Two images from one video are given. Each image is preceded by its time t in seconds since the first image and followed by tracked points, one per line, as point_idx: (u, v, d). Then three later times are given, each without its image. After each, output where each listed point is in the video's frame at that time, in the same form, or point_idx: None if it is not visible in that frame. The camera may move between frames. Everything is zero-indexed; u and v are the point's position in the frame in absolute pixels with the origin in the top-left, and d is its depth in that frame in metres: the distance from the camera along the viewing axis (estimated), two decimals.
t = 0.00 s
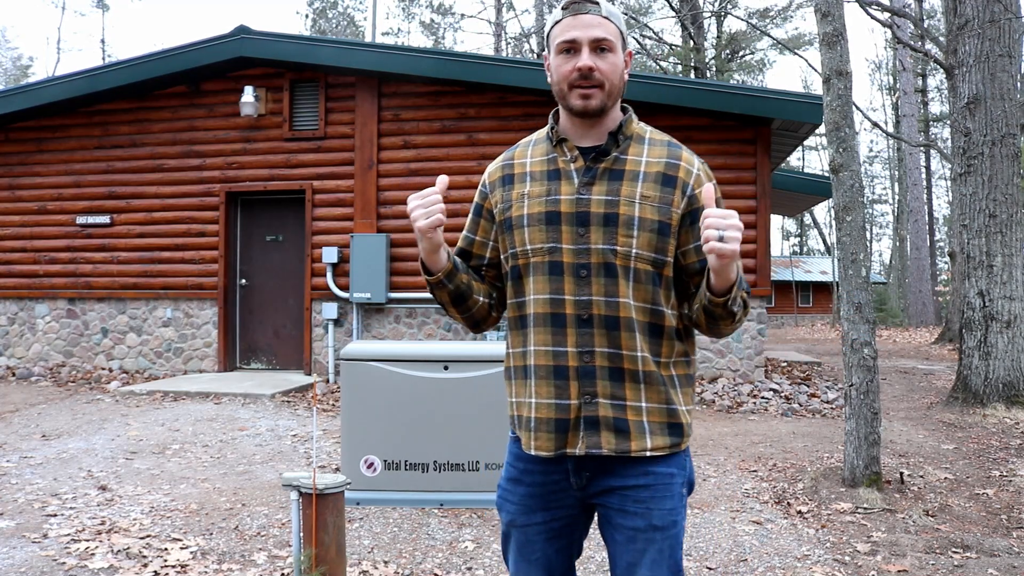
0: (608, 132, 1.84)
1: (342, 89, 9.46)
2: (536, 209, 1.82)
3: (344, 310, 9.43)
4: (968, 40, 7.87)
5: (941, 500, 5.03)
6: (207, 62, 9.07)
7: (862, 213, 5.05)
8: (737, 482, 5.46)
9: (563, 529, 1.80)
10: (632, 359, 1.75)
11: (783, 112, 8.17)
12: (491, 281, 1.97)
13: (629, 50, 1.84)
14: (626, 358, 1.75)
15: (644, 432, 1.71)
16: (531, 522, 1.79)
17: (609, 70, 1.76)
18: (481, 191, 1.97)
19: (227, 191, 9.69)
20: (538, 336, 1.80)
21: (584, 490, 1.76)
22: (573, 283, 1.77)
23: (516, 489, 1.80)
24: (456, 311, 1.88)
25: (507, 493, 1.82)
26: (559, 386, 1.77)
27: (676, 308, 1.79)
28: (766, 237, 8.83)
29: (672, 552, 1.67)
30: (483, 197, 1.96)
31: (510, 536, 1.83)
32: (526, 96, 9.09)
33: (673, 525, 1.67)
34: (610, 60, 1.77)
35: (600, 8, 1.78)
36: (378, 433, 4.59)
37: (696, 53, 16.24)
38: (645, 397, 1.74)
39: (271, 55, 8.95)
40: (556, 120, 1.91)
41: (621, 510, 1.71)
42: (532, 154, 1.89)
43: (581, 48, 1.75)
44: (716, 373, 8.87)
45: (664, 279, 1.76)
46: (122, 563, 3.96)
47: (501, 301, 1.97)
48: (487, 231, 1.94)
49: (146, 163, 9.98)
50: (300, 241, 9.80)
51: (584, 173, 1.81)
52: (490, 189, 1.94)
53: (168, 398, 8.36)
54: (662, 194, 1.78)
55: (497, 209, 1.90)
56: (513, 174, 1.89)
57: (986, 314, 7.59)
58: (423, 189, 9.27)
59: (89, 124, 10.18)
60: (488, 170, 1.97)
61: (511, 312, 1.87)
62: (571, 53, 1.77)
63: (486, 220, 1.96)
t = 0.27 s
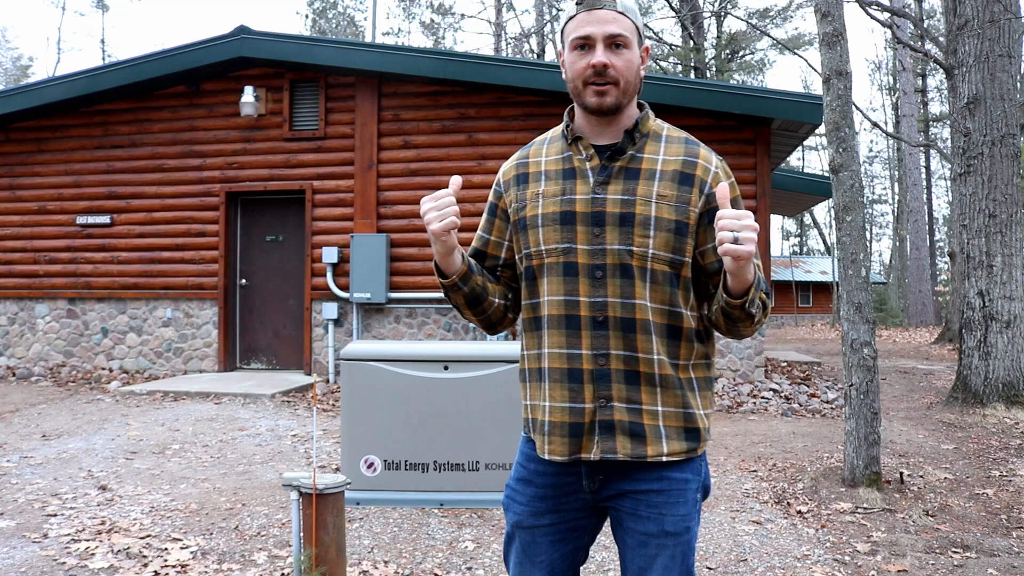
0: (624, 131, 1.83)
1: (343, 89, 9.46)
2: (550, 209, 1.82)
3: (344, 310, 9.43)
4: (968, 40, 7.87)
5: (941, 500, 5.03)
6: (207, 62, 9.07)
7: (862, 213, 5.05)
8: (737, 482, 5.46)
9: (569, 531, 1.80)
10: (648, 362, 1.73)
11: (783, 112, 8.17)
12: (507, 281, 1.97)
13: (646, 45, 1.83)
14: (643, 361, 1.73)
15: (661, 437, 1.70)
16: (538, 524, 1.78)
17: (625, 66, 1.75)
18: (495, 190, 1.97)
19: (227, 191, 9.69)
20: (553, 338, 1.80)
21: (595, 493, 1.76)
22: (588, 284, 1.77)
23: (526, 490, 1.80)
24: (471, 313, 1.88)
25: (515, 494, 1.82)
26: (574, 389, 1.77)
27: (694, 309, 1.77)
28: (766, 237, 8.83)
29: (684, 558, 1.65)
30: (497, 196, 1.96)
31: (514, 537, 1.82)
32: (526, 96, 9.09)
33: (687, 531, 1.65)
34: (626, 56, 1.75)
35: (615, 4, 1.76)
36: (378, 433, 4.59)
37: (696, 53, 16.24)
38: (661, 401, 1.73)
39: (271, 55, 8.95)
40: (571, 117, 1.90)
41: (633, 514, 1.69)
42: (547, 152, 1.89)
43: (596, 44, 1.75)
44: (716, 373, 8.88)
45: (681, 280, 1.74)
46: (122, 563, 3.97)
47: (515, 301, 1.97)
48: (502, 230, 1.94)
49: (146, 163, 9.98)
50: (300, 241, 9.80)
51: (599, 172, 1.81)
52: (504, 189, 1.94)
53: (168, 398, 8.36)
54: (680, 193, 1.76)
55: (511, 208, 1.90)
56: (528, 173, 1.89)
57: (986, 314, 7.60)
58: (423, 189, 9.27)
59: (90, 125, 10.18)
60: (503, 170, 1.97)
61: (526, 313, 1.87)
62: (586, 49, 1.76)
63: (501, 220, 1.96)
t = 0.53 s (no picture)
0: (636, 128, 1.82)
1: (343, 89, 9.46)
2: (561, 209, 1.82)
3: (344, 310, 9.43)
4: (968, 40, 7.87)
5: (941, 500, 5.03)
6: (207, 62, 9.07)
7: (862, 213, 5.04)
8: (737, 482, 5.46)
9: (576, 532, 1.80)
10: (661, 365, 1.72)
11: (783, 112, 8.17)
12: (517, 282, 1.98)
13: (657, 40, 1.82)
14: (655, 364, 1.72)
15: (674, 440, 1.69)
16: (544, 524, 1.78)
17: (635, 62, 1.74)
18: (506, 190, 1.97)
19: (227, 191, 9.69)
20: (564, 340, 1.80)
21: (604, 496, 1.76)
22: (600, 286, 1.76)
23: (533, 490, 1.80)
24: (482, 316, 1.88)
25: (522, 493, 1.82)
26: (585, 393, 1.76)
27: (708, 310, 1.76)
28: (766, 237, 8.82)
29: (692, 563, 1.64)
30: (508, 195, 1.97)
31: (519, 537, 1.82)
32: (526, 96, 9.09)
33: (696, 537, 1.64)
34: (636, 51, 1.74)
35: None
36: (378, 433, 4.59)
37: (696, 53, 16.25)
38: (674, 404, 1.71)
39: (271, 55, 8.94)
40: (582, 115, 1.90)
41: (642, 517, 1.69)
42: (557, 150, 1.89)
43: (606, 40, 1.74)
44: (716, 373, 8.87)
45: (694, 281, 1.73)
46: (122, 563, 3.96)
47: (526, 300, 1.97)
48: (513, 230, 1.95)
49: (146, 163, 9.98)
50: (300, 241, 9.80)
51: (611, 171, 1.80)
52: (515, 188, 1.94)
53: (168, 398, 8.36)
54: (693, 191, 1.75)
55: (522, 208, 1.90)
56: (538, 172, 1.89)
57: (986, 314, 7.59)
58: (423, 189, 9.27)
59: (89, 124, 10.17)
60: (513, 169, 1.97)
61: (537, 314, 1.87)
62: (596, 45, 1.75)
63: (512, 219, 1.96)
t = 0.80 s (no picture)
0: (642, 127, 1.82)
1: (343, 89, 9.46)
2: (565, 209, 1.82)
3: (344, 310, 9.43)
4: (968, 40, 7.87)
5: (941, 500, 5.03)
6: (207, 62, 9.07)
7: (862, 213, 5.04)
8: (737, 482, 5.46)
9: (574, 530, 1.81)
10: (662, 369, 1.72)
11: (783, 112, 8.17)
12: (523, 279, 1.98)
13: (665, 38, 1.80)
14: (657, 368, 1.72)
15: (675, 445, 1.69)
16: (540, 521, 1.79)
17: (641, 60, 1.73)
18: (512, 186, 1.97)
19: (227, 191, 9.69)
20: (566, 341, 1.80)
21: (603, 496, 1.76)
22: (603, 288, 1.76)
23: (530, 486, 1.82)
24: (488, 316, 1.89)
25: (520, 489, 1.84)
26: (586, 396, 1.76)
27: (712, 314, 1.75)
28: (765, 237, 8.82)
29: (691, 564, 1.64)
30: (514, 191, 1.96)
31: (516, 534, 1.84)
32: (526, 96, 9.09)
33: (695, 538, 1.64)
34: (643, 49, 1.73)
35: None
36: (378, 433, 4.59)
37: (696, 53, 16.25)
38: (676, 408, 1.71)
39: (271, 55, 8.95)
40: (590, 112, 1.89)
41: (642, 518, 1.69)
42: (564, 148, 1.89)
43: (612, 38, 1.73)
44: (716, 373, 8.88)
45: (698, 285, 1.72)
46: (122, 563, 3.96)
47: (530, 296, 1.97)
48: (519, 228, 1.95)
49: (147, 163, 9.98)
50: (300, 241, 9.80)
51: (616, 171, 1.79)
52: (521, 184, 1.94)
53: (168, 398, 8.36)
54: (698, 193, 1.74)
55: (527, 206, 1.90)
56: (544, 170, 1.89)
57: (986, 314, 7.59)
58: (423, 189, 9.28)
59: (89, 124, 10.17)
60: (520, 165, 1.97)
61: (541, 314, 1.87)
62: (602, 43, 1.74)
63: (517, 217, 1.96)
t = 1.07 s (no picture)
0: (631, 130, 1.79)
1: (343, 89, 9.46)
2: (551, 208, 1.80)
3: (344, 310, 9.43)
4: (968, 40, 7.87)
5: (941, 500, 5.03)
6: (207, 62, 9.07)
7: (862, 213, 5.04)
8: (737, 482, 5.46)
9: (566, 530, 1.80)
10: (642, 371, 1.71)
11: (783, 112, 8.17)
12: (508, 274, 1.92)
13: (657, 43, 1.76)
14: (638, 369, 1.71)
15: (652, 445, 1.69)
16: (532, 523, 1.79)
17: (623, 64, 1.70)
18: (500, 181, 1.94)
19: (227, 191, 9.69)
20: (548, 339, 1.79)
21: (590, 495, 1.75)
22: (586, 288, 1.75)
23: (519, 489, 1.81)
24: (477, 313, 1.85)
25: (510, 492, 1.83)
26: (565, 393, 1.76)
27: (696, 316, 1.73)
28: (765, 237, 8.83)
29: (680, 560, 1.65)
30: (501, 187, 1.93)
31: (510, 535, 1.84)
32: (526, 96, 9.09)
33: (680, 534, 1.65)
34: (626, 53, 1.69)
35: None
36: (378, 433, 4.59)
37: (696, 53, 16.25)
38: (654, 409, 1.70)
39: (271, 55, 8.94)
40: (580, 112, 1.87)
41: (628, 518, 1.69)
42: (554, 146, 1.86)
43: (594, 40, 1.70)
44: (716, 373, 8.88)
45: (680, 288, 1.71)
46: (122, 563, 3.97)
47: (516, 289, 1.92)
48: (506, 224, 1.90)
49: (147, 163, 9.98)
50: (300, 241, 9.80)
51: (603, 173, 1.77)
52: (509, 181, 1.91)
53: (169, 398, 8.36)
54: (684, 198, 1.72)
55: (514, 202, 1.87)
56: (533, 167, 1.86)
57: (986, 314, 7.59)
58: (423, 189, 9.28)
59: (89, 124, 10.17)
60: (509, 161, 1.94)
61: (524, 310, 1.85)
62: (586, 45, 1.72)
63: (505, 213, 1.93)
